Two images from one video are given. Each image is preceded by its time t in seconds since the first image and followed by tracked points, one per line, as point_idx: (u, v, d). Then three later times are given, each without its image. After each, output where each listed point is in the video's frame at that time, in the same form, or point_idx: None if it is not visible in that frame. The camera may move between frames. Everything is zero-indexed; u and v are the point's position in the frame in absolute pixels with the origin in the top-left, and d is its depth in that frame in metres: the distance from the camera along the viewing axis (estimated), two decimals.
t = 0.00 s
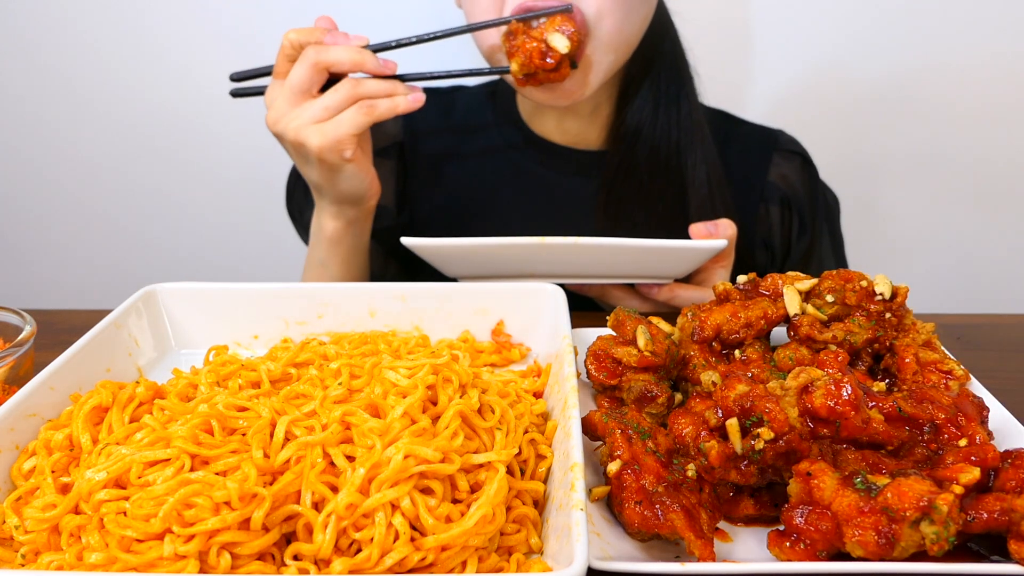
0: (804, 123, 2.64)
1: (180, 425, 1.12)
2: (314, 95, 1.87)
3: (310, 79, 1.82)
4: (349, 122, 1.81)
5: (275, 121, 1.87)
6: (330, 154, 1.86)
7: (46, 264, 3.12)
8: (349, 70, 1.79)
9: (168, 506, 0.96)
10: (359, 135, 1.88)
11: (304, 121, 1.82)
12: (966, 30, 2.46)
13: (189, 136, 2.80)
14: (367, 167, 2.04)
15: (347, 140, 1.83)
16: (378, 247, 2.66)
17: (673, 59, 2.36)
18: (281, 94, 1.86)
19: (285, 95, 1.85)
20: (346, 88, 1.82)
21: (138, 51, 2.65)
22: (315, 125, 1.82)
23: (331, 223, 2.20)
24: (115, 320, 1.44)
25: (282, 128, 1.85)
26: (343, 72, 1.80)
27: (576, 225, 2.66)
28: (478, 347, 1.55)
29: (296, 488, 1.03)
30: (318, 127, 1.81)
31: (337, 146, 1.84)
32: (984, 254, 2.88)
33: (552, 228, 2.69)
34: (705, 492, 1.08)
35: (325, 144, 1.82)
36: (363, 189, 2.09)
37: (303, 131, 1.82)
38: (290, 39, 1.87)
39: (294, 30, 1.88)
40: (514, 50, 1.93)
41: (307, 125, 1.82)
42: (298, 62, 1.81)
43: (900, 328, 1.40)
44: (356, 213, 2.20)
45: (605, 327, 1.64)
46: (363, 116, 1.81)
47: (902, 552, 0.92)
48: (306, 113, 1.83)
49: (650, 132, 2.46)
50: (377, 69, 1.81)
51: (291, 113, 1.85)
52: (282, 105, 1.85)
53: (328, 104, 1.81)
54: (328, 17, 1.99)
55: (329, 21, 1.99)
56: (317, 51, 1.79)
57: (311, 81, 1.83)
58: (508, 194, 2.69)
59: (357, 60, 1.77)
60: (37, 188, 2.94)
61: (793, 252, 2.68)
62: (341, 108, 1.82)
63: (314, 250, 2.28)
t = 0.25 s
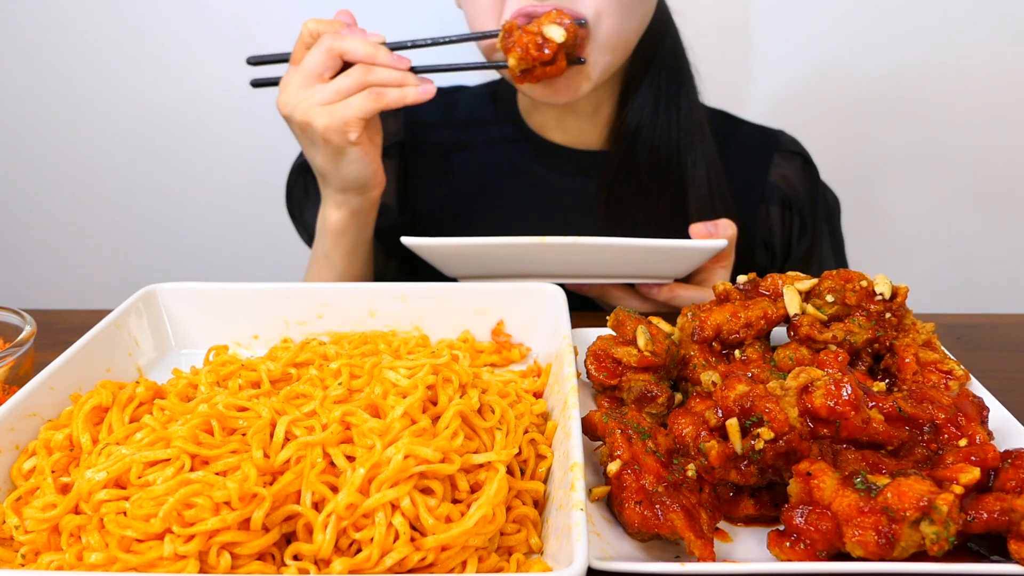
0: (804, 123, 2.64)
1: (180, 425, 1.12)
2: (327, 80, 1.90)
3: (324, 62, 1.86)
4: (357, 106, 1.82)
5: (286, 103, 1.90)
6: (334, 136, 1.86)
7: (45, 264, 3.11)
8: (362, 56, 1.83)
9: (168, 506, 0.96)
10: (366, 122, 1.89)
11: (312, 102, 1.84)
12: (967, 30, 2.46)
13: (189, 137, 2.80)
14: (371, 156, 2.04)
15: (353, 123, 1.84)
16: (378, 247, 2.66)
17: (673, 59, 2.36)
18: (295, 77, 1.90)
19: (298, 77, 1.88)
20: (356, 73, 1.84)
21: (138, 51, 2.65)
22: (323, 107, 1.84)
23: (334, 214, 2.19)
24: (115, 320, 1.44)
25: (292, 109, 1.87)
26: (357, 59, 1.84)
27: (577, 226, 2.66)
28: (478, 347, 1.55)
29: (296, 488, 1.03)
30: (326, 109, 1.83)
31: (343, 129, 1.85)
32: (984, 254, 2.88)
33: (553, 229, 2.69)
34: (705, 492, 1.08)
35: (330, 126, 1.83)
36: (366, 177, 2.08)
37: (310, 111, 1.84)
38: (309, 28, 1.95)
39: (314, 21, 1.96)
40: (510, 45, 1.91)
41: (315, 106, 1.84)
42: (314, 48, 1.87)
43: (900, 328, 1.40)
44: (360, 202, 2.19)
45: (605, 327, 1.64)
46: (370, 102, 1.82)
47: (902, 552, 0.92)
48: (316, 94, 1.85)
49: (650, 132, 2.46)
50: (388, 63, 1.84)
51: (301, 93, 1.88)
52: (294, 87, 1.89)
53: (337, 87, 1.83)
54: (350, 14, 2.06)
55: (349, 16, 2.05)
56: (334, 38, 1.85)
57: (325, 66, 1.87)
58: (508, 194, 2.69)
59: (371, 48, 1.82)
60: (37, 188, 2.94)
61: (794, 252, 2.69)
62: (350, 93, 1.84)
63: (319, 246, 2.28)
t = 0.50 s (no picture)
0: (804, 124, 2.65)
1: (180, 425, 1.12)
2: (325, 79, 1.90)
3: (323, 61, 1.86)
4: (354, 105, 1.83)
5: (284, 101, 1.90)
6: (331, 134, 1.87)
7: (44, 264, 3.11)
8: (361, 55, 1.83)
9: (168, 506, 0.96)
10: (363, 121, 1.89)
11: (310, 101, 1.84)
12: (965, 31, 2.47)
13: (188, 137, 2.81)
14: (370, 154, 2.04)
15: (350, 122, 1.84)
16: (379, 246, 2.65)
17: (675, 58, 2.36)
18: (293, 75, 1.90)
19: (297, 76, 1.89)
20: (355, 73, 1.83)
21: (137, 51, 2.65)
22: (320, 105, 1.84)
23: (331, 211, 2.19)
24: (115, 321, 1.44)
25: (289, 108, 1.87)
26: (355, 59, 1.84)
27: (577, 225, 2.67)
28: (478, 347, 1.55)
29: (296, 489, 1.03)
30: (324, 107, 1.83)
31: (340, 127, 1.85)
32: (984, 254, 2.88)
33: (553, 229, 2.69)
34: (705, 492, 1.08)
35: (327, 124, 1.84)
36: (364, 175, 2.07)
37: (308, 109, 1.84)
38: (309, 27, 1.95)
39: (313, 20, 1.96)
40: (509, 50, 1.92)
41: (313, 105, 1.84)
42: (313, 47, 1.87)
43: (900, 328, 1.40)
44: (358, 202, 2.17)
45: (605, 327, 1.64)
46: (368, 101, 1.82)
47: (902, 552, 0.92)
48: (313, 93, 1.85)
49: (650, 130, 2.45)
50: (387, 63, 1.84)
51: (299, 92, 1.88)
52: (292, 86, 1.89)
53: (335, 86, 1.83)
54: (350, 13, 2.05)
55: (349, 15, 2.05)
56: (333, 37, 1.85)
57: (324, 65, 1.87)
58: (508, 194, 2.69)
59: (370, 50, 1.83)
60: (37, 188, 2.94)
61: (793, 252, 2.68)
62: (347, 92, 1.84)
63: (318, 245, 2.27)
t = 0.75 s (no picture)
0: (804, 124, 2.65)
1: (180, 425, 1.12)
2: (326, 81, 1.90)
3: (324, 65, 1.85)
4: (355, 107, 1.83)
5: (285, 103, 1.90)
6: (332, 136, 1.88)
7: (44, 265, 3.11)
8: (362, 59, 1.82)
9: (168, 505, 0.96)
10: (364, 123, 1.89)
11: (311, 103, 1.85)
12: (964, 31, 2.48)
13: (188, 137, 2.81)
14: (371, 156, 2.05)
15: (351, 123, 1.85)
16: (381, 247, 2.66)
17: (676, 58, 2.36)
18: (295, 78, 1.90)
19: (298, 78, 1.89)
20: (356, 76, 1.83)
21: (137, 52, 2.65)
22: (321, 108, 1.85)
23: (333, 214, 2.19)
24: (115, 320, 1.44)
25: (291, 109, 1.88)
26: (357, 62, 1.83)
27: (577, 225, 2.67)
28: (478, 347, 1.55)
29: (296, 489, 1.03)
30: (324, 109, 1.84)
31: (340, 128, 1.86)
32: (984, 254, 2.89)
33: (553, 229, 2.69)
34: (705, 492, 1.08)
35: (328, 126, 1.85)
36: (365, 177, 2.08)
37: (308, 111, 1.85)
38: (311, 30, 1.94)
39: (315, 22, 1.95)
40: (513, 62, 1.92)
41: (314, 107, 1.85)
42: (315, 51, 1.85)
43: (900, 328, 1.40)
44: (360, 203, 2.18)
45: (605, 327, 1.64)
46: (369, 104, 1.82)
47: (902, 552, 0.92)
48: (314, 95, 1.85)
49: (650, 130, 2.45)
50: (389, 65, 1.83)
51: (300, 94, 1.88)
52: (293, 88, 1.89)
53: (336, 89, 1.83)
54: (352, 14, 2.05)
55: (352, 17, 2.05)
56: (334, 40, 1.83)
57: (325, 69, 1.86)
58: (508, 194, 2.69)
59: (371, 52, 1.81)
60: (37, 187, 2.94)
61: (793, 252, 2.67)
62: (348, 95, 1.84)
63: (321, 245, 2.28)
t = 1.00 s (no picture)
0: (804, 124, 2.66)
1: (180, 425, 1.12)
2: (326, 98, 1.90)
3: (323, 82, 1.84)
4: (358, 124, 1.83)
5: (285, 122, 1.89)
6: (335, 154, 1.87)
7: (43, 265, 3.11)
8: (361, 75, 1.81)
9: (168, 505, 0.96)
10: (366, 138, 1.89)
11: (311, 122, 1.84)
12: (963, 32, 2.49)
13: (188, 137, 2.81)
14: (374, 170, 2.05)
15: (354, 141, 1.85)
16: (382, 248, 2.67)
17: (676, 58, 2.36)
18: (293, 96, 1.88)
19: (297, 97, 1.88)
20: (356, 92, 1.82)
21: (137, 52, 2.66)
22: (323, 126, 1.84)
23: (337, 226, 2.20)
24: (115, 320, 1.44)
25: (291, 129, 1.87)
26: (355, 78, 1.82)
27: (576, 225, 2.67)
28: (478, 347, 1.55)
29: (296, 488, 1.03)
30: (326, 127, 1.83)
31: (343, 147, 1.86)
32: (984, 254, 2.89)
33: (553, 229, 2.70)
34: (705, 492, 1.08)
35: (331, 144, 1.84)
36: (369, 191, 2.09)
37: (310, 130, 1.84)
38: (306, 46, 1.91)
39: (310, 37, 1.92)
40: (517, 83, 1.85)
41: (315, 126, 1.84)
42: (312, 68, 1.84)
43: (900, 328, 1.40)
44: (362, 216, 2.18)
45: (605, 327, 1.64)
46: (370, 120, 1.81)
47: (902, 552, 0.92)
48: (314, 114, 1.84)
49: (650, 130, 2.46)
50: (389, 79, 1.83)
51: (300, 112, 1.87)
52: (293, 107, 1.88)
53: (337, 107, 1.82)
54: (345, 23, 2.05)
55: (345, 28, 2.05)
56: (332, 57, 1.82)
57: (324, 86, 1.86)
58: (508, 194, 2.69)
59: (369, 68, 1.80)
60: (37, 187, 2.94)
61: (792, 252, 2.67)
62: (349, 112, 1.83)
63: (324, 255, 2.30)
